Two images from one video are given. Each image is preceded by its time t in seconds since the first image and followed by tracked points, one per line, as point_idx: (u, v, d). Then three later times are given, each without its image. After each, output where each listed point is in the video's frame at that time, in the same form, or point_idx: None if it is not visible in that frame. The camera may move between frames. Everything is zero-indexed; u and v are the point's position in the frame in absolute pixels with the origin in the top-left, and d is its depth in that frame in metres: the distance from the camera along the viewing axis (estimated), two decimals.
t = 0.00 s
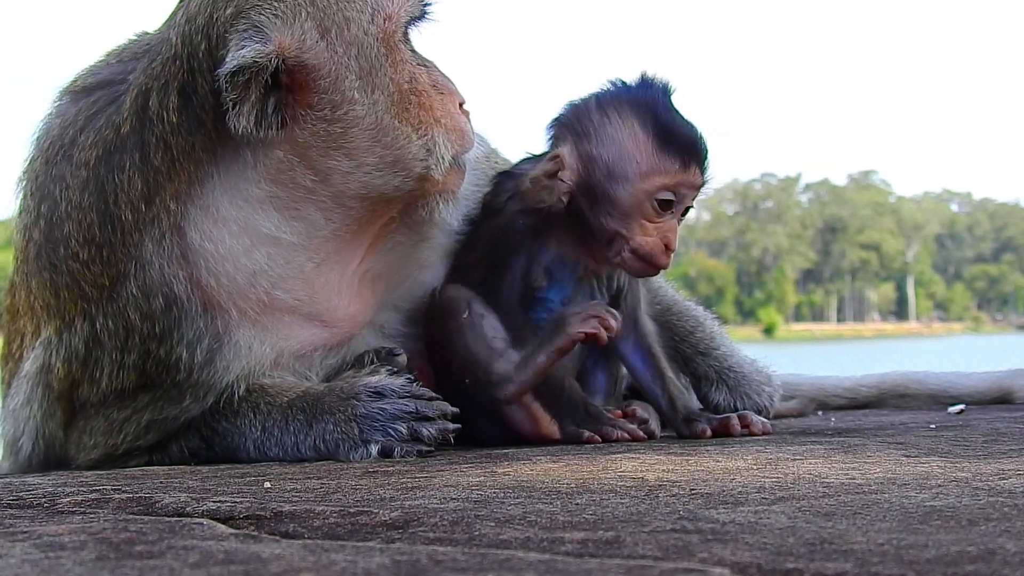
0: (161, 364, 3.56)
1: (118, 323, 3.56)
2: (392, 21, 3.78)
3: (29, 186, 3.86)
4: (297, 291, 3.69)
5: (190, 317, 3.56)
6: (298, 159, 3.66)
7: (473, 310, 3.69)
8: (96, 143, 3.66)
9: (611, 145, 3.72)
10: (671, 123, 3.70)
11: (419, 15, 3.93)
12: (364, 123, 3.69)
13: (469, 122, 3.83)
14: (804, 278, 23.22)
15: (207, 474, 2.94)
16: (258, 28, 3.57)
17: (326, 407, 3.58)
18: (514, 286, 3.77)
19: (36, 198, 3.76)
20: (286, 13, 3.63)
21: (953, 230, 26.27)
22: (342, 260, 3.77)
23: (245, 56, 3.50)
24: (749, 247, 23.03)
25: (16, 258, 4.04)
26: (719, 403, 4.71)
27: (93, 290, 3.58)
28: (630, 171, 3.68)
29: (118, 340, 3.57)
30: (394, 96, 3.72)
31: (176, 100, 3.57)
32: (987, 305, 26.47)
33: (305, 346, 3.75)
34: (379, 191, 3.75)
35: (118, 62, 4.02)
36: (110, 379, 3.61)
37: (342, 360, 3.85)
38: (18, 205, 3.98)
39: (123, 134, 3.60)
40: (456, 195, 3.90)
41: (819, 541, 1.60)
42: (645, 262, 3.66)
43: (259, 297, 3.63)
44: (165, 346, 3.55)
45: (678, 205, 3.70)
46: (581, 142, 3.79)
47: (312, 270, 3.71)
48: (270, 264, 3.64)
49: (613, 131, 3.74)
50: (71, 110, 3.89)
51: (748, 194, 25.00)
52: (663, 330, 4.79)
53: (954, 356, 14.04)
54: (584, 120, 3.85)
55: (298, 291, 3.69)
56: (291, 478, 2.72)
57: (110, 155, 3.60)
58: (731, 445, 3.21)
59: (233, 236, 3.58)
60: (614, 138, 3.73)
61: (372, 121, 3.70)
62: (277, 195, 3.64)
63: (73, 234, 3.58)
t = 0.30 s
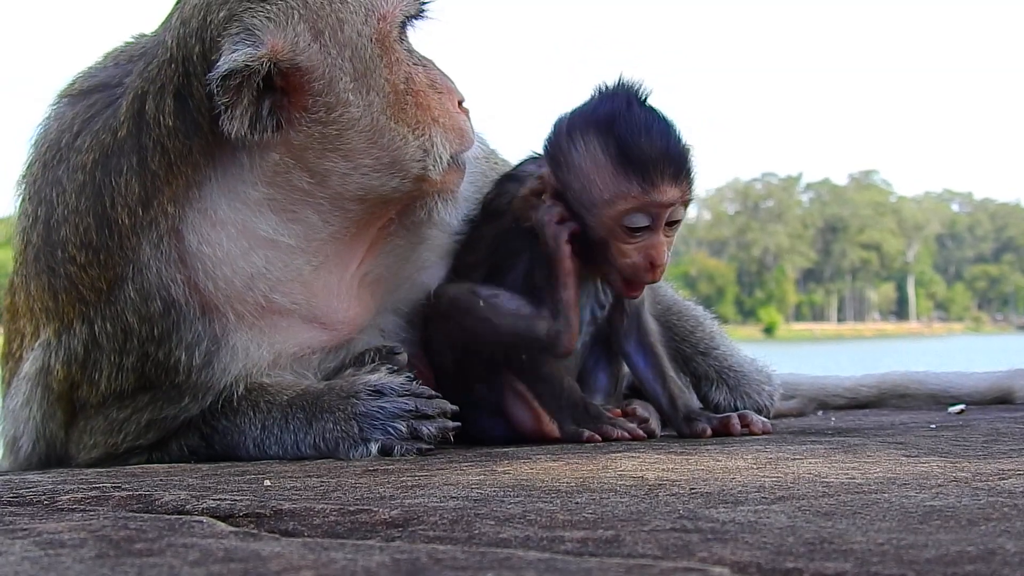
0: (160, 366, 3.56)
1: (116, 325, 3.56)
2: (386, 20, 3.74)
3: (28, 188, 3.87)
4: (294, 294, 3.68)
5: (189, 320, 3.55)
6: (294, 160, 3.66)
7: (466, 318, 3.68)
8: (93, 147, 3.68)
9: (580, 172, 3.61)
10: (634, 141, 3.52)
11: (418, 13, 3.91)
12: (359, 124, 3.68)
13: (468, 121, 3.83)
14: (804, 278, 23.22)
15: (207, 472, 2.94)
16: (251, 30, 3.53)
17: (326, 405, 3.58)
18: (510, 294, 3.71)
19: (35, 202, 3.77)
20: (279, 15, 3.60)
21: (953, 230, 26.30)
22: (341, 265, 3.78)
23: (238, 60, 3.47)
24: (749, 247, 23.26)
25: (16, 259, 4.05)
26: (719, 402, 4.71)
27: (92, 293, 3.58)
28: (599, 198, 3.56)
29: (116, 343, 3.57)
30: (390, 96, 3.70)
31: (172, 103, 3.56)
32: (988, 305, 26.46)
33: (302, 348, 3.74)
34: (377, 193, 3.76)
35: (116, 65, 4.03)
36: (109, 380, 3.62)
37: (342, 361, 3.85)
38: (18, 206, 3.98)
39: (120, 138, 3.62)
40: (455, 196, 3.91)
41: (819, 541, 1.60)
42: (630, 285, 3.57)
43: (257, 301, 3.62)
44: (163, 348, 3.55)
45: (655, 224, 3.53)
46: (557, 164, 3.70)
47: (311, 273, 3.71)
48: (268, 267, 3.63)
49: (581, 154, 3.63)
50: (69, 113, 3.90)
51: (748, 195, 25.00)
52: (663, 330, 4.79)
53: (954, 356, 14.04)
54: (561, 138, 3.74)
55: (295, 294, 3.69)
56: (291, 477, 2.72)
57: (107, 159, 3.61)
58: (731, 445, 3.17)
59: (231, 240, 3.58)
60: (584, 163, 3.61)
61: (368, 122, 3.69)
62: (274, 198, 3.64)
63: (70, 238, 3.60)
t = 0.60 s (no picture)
0: (158, 370, 3.56)
1: (113, 328, 3.56)
2: (380, 23, 3.71)
3: (25, 189, 3.87)
4: (290, 297, 3.67)
5: (186, 324, 3.55)
6: (289, 163, 3.65)
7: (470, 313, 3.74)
8: (89, 150, 3.68)
9: (633, 159, 3.80)
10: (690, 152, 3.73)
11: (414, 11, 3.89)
12: (353, 127, 3.67)
13: (466, 122, 3.82)
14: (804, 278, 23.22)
15: (206, 472, 2.94)
16: (243, 34, 3.53)
17: (326, 405, 3.58)
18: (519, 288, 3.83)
19: (32, 205, 3.77)
20: (272, 19, 3.58)
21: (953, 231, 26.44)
22: (337, 268, 3.75)
23: (227, 64, 3.47)
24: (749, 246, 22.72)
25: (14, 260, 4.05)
26: (719, 402, 4.71)
27: (88, 296, 3.58)
28: (637, 189, 3.75)
29: (114, 345, 3.57)
30: (384, 99, 3.69)
31: (167, 106, 3.56)
32: (988, 306, 26.43)
33: (300, 350, 3.74)
34: (374, 195, 3.74)
35: (112, 67, 4.03)
36: (107, 383, 3.62)
37: (341, 362, 3.84)
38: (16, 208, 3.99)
39: (116, 141, 3.62)
40: (455, 196, 3.90)
41: (818, 541, 1.60)
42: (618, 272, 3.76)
43: (253, 305, 3.62)
44: (161, 351, 3.54)
45: (670, 242, 3.73)
46: (615, 140, 3.90)
47: (307, 277, 3.69)
48: (265, 271, 3.61)
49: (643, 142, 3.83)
50: (66, 115, 3.90)
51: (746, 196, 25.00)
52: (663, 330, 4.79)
53: (954, 356, 14.04)
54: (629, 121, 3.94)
55: (292, 299, 3.67)
56: (291, 476, 2.72)
57: (103, 163, 3.61)
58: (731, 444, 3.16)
59: (227, 243, 3.56)
60: (640, 151, 3.80)
61: (362, 125, 3.68)
62: (270, 200, 3.62)
63: (66, 241, 3.61)
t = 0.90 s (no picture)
0: (156, 372, 3.56)
1: (112, 331, 3.56)
2: (378, 26, 3.72)
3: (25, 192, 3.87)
4: (289, 301, 3.68)
5: (186, 327, 3.55)
6: (287, 167, 3.66)
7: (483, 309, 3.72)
8: (87, 153, 3.68)
9: (636, 158, 3.75)
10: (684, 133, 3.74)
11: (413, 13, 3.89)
12: (350, 131, 3.68)
13: (465, 123, 3.81)
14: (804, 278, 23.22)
15: (206, 471, 2.94)
16: (238, 38, 3.54)
17: (326, 405, 3.58)
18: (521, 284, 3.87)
19: (31, 208, 3.77)
20: (267, 24, 3.60)
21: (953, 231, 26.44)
22: (337, 272, 3.77)
23: (219, 67, 3.47)
24: (750, 247, 22.34)
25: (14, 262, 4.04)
26: (720, 403, 4.71)
27: (87, 299, 3.59)
28: (651, 189, 3.71)
29: (112, 348, 3.57)
30: (382, 102, 3.69)
31: (165, 110, 3.56)
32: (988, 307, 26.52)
33: (301, 352, 3.75)
34: (374, 198, 3.75)
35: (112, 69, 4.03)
36: (106, 385, 3.63)
37: (342, 361, 3.84)
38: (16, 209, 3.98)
39: (115, 144, 3.62)
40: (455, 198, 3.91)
41: (818, 541, 1.60)
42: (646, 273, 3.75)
43: (252, 307, 3.63)
44: (160, 355, 3.54)
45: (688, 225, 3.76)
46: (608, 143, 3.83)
47: (306, 281, 3.71)
48: (264, 274, 3.63)
49: (633, 138, 3.80)
50: (65, 118, 3.90)
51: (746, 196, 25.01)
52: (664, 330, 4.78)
53: (954, 356, 14.04)
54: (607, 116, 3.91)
55: (291, 303, 3.69)
56: (292, 476, 2.72)
57: (101, 167, 3.61)
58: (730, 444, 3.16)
59: (227, 247, 3.58)
60: (639, 147, 3.76)
61: (359, 129, 3.69)
62: (269, 204, 3.64)
63: (65, 244, 3.60)
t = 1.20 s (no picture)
0: (155, 375, 3.56)
1: (111, 335, 3.57)
2: (373, 28, 3.73)
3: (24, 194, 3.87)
4: (287, 304, 3.69)
5: (184, 330, 3.55)
6: (285, 170, 3.67)
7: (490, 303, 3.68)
8: (85, 157, 3.68)
9: (631, 127, 3.82)
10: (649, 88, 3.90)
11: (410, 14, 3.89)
12: (346, 133, 3.69)
13: (462, 123, 3.80)
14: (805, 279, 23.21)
15: (206, 471, 2.94)
16: (233, 42, 3.56)
17: (326, 405, 3.58)
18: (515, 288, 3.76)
19: (30, 212, 3.78)
20: (263, 27, 3.62)
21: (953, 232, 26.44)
22: (335, 274, 3.79)
23: (214, 71, 3.49)
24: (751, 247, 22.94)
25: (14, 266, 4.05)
26: (721, 403, 4.71)
27: (86, 303, 3.60)
28: (659, 150, 3.81)
29: (111, 351, 3.58)
30: (378, 105, 3.70)
31: (162, 114, 3.57)
32: (988, 308, 26.58)
33: (298, 354, 3.74)
34: (372, 198, 3.77)
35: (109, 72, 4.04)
36: (106, 387, 3.63)
37: (343, 360, 3.83)
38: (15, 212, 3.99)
39: (113, 148, 3.62)
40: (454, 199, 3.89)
41: (819, 541, 1.60)
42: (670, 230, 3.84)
43: (250, 310, 3.62)
44: (159, 358, 3.54)
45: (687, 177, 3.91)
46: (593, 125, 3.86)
47: (305, 283, 3.72)
48: (262, 277, 3.63)
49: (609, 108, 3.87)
50: (62, 122, 3.91)
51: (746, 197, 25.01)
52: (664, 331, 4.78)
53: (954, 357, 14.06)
54: (569, 104, 3.94)
55: (289, 305, 3.70)
56: (292, 476, 2.72)
57: (99, 170, 3.61)
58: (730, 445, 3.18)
59: (225, 250, 3.57)
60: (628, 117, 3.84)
61: (355, 131, 3.70)
62: (267, 207, 3.64)
63: (64, 249, 3.61)
